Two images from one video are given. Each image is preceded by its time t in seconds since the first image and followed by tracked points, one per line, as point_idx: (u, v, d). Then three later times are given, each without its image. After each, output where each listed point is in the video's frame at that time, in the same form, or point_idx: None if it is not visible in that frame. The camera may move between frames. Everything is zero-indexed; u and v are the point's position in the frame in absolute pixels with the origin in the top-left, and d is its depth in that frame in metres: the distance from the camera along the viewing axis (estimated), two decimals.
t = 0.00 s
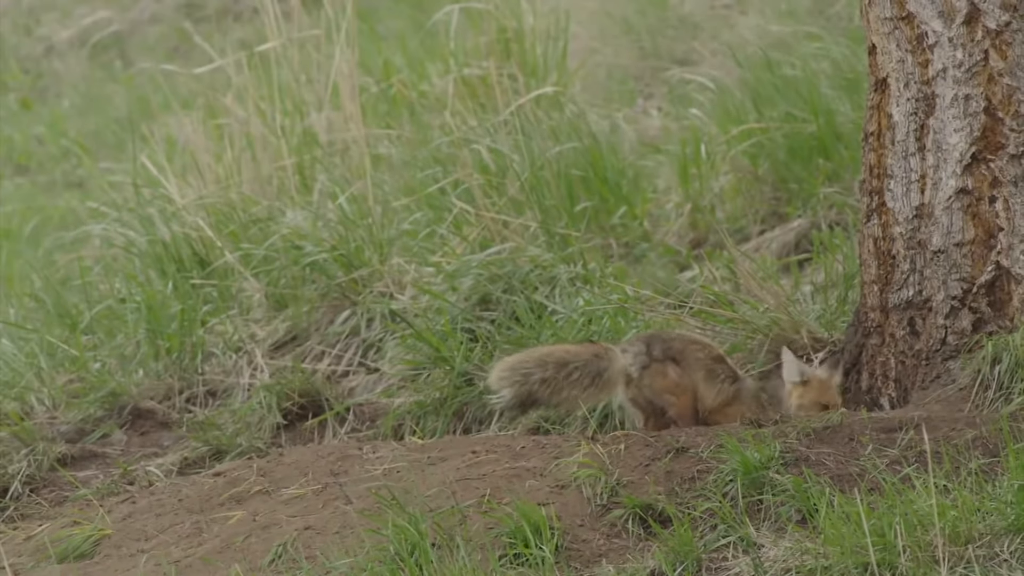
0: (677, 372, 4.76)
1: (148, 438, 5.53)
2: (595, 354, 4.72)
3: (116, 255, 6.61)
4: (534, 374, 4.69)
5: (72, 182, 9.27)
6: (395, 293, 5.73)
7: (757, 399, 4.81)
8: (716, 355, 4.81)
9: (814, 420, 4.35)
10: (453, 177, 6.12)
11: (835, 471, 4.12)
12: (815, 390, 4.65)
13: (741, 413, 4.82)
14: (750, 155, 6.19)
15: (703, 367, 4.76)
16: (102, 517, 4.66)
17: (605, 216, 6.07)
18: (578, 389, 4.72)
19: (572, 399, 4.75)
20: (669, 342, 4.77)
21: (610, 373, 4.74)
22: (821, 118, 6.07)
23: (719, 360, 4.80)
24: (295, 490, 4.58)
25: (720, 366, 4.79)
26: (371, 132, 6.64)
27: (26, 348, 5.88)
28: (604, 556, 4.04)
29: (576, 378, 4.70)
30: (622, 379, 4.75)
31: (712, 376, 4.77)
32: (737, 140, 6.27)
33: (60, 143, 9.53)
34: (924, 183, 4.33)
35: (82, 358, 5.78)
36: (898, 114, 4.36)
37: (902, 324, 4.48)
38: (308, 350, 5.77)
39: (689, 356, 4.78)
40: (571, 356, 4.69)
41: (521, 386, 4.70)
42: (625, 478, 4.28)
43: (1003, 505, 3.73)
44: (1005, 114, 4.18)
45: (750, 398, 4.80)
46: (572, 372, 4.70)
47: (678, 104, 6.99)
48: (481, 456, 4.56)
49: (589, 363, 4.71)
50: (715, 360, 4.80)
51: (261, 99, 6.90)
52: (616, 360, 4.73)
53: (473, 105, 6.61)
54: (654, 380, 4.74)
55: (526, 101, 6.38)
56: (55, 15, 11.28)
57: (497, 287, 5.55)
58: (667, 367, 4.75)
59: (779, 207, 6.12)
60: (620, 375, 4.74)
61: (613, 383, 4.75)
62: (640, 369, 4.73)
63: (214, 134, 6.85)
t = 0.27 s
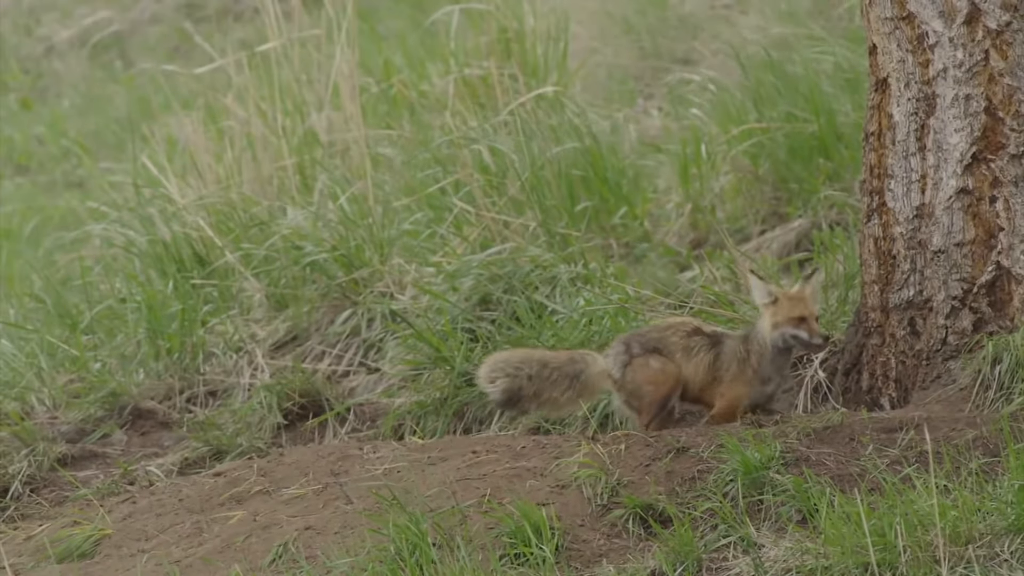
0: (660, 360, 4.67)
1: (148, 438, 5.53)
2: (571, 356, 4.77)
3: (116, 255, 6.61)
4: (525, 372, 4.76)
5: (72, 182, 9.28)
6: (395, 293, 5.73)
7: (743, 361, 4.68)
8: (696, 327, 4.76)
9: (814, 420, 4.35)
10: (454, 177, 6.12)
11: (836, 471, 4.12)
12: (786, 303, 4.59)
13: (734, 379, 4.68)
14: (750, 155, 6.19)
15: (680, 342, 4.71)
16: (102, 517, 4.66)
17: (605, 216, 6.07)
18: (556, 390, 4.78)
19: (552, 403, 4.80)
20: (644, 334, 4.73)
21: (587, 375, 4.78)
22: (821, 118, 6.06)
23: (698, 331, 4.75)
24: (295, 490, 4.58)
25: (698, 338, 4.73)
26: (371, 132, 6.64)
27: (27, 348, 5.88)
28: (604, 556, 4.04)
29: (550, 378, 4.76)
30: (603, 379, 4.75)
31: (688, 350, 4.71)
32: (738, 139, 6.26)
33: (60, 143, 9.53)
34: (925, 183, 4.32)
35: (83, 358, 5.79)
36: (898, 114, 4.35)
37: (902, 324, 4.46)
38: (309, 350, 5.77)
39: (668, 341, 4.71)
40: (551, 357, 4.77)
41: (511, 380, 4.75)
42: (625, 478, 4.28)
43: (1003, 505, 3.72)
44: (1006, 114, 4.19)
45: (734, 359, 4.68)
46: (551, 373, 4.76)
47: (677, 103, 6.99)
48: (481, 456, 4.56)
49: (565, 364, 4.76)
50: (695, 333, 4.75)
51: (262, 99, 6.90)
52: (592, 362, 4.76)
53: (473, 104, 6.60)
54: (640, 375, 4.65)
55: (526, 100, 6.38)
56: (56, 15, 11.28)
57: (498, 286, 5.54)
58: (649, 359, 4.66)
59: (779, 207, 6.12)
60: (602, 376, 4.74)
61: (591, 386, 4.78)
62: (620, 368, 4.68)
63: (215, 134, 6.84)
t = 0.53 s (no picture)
0: (668, 348, 4.60)
1: (147, 438, 5.53)
2: (573, 342, 4.74)
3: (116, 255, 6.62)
4: (515, 368, 4.77)
5: (72, 182, 9.28)
6: (395, 293, 5.73)
7: (763, 307, 4.61)
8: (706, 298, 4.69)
9: (814, 420, 4.35)
10: (453, 177, 6.12)
11: (835, 471, 4.12)
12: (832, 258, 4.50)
13: (758, 326, 4.59)
14: (750, 155, 6.19)
15: (689, 318, 4.63)
16: (101, 517, 4.66)
17: (605, 216, 6.07)
18: (559, 379, 4.77)
19: (556, 391, 4.80)
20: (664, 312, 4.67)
21: (595, 358, 4.74)
22: (821, 118, 6.07)
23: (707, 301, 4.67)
24: (295, 491, 4.58)
25: (708, 307, 4.64)
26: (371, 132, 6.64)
27: (26, 348, 5.88)
28: (604, 556, 4.04)
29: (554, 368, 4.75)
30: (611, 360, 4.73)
31: (700, 321, 4.61)
32: (737, 139, 6.26)
33: (60, 143, 9.53)
34: (924, 183, 4.32)
35: (82, 358, 5.79)
36: (898, 114, 4.35)
37: (901, 324, 4.45)
38: (308, 351, 5.78)
39: (678, 320, 4.64)
40: (547, 347, 4.74)
41: (499, 379, 4.78)
42: (625, 478, 4.28)
43: (1003, 505, 3.72)
44: (1005, 114, 4.19)
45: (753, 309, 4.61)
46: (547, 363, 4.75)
47: (677, 103, 7.00)
48: (481, 456, 4.56)
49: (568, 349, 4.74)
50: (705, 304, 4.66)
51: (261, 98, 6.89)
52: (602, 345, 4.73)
53: (473, 104, 6.60)
54: (644, 361, 4.62)
55: (525, 100, 6.37)
56: (56, 15, 11.28)
57: (497, 286, 5.54)
58: (658, 345, 4.61)
59: (779, 207, 6.10)
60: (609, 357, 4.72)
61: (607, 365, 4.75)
62: (631, 348, 4.65)
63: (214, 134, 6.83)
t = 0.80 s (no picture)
0: (678, 341, 4.58)
1: (147, 437, 5.53)
2: (591, 339, 4.76)
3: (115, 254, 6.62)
4: (532, 378, 4.82)
5: (71, 182, 9.27)
6: (394, 292, 5.74)
7: (779, 289, 4.51)
8: (718, 281, 4.61)
9: (814, 419, 4.35)
10: (453, 177, 6.12)
11: (835, 471, 4.11)
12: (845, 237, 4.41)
13: (774, 307, 4.50)
14: (750, 154, 6.19)
15: (700, 305, 4.56)
16: (101, 517, 4.66)
17: (605, 216, 6.07)
18: (580, 379, 4.80)
19: (581, 391, 4.83)
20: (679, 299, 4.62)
21: (613, 351, 4.74)
22: (821, 117, 6.07)
23: (719, 285, 4.59)
24: (295, 491, 4.58)
25: (721, 291, 4.56)
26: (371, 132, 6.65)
27: (26, 348, 5.88)
28: (604, 556, 4.04)
29: (573, 370, 4.78)
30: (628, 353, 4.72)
31: (712, 306, 4.54)
32: (737, 139, 6.26)
33: (60, 143, 9.53)
34: (924, 182, 4.32)
35: (82, 358, 5.79)
36: (898, 113, 4.35)
37: (901, 323, 4.45)
38: (308, 350, 5.78)
39: (690, 307, 4.58)
40: (563, 351, 4.78)
41: (518, 391, 4.84)
42: (625, 478, 4.28)
43: (1003, 505, 3.72)
44: (1005, 114, 4.18)
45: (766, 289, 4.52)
46: (565, 368, 4.78)
47: (677, 103, 7.00)
48: (481, 456, 4.55)
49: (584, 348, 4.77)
50: (717, 288, 4.59)
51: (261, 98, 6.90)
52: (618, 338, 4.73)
53: (473, 104, 6.60)
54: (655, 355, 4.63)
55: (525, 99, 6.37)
56: (56, 15, 11.28)
57: (497, 286, 5.54)
58: (670, 337, 4.59)
59: (779, 207, 6.10)
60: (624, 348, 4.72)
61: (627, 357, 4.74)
62: (645, 338, 4.65)
63: (214, 134, 6.83)
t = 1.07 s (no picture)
0: (680, 340, 4.58)
1: (146, 437, 5.53)
2: (596, 341, 4.79)
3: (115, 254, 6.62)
4: (545, 390, 4.88)
5: (71, 181, 9.27)
6: (394, 292, 5.74)
7: (783, 285, 4.50)
8: (719, 277, 4.61)
9: (814, 419, 4.35)
10: (452, 177, 6.12)
11: (835, 470, 4.11)
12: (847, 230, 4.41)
13: (778, 302, 4.50)
14: (750, 154, 6.19)
15: (701, 301, 4.57)
16: (101, 517, 4.66)
17: (604, 215, 6.07)
18: (592, 383, 4.84)
19: (595, 394, 4.88)
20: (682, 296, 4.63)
21: (619, 350, 4.77)
22: (821, 117, 6.07)
23: (721, 281, 4.59)
24: (295, 490, 4.58)
25: (723, 287, 4.56)
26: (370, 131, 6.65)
27: (26, 348, 5.88)
28: (604, 555, 4.04)
29: (583, 375, 4.82)
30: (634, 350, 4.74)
31: (713, 302, 4.55)
32: (737, 138, 6.27)
33: (60, 143, 9.53)
34: (924, 182, 4.32)
35: (82, 358, 5.79)
36: (898, 113, 4.35)
37: (901, 323, 4.45)
38: (308, 350, 5.78)
39: (691, 304, 4.59)
40: (571, 359, 4.83)
41: (535, 406, 4.91)
42: (624, 477, 4.28)
43: (1002, 504, 3.72)
44: (1005, 113, 4.18)
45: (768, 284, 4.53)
46: (576, 374, 4.84)
47: (677, 102, 7.00)
48: (480, 455, 4.55)
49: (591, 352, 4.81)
50: (718, 284, 4.59)
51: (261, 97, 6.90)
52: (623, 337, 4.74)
53: (473, 104, 6.60)
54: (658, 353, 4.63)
55: (525, 99, 6.37)
56: (55, 15, 11.28)
57: (497, 286, 5.54)
58: (671, 334, 4.60)
59: (779, 206, 6.10)
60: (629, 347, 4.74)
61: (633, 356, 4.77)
62: (649, 336, 4.67)
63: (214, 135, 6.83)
